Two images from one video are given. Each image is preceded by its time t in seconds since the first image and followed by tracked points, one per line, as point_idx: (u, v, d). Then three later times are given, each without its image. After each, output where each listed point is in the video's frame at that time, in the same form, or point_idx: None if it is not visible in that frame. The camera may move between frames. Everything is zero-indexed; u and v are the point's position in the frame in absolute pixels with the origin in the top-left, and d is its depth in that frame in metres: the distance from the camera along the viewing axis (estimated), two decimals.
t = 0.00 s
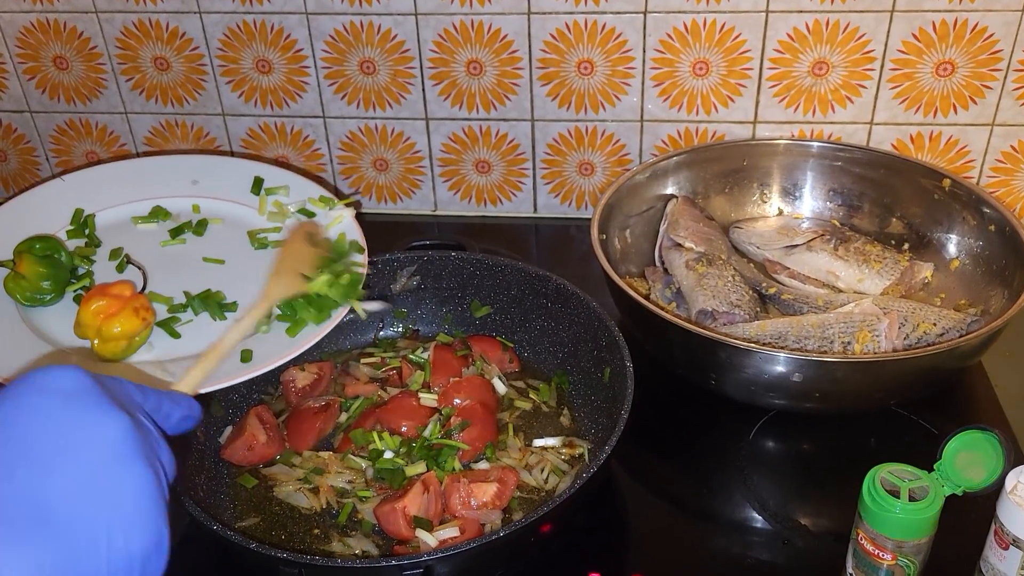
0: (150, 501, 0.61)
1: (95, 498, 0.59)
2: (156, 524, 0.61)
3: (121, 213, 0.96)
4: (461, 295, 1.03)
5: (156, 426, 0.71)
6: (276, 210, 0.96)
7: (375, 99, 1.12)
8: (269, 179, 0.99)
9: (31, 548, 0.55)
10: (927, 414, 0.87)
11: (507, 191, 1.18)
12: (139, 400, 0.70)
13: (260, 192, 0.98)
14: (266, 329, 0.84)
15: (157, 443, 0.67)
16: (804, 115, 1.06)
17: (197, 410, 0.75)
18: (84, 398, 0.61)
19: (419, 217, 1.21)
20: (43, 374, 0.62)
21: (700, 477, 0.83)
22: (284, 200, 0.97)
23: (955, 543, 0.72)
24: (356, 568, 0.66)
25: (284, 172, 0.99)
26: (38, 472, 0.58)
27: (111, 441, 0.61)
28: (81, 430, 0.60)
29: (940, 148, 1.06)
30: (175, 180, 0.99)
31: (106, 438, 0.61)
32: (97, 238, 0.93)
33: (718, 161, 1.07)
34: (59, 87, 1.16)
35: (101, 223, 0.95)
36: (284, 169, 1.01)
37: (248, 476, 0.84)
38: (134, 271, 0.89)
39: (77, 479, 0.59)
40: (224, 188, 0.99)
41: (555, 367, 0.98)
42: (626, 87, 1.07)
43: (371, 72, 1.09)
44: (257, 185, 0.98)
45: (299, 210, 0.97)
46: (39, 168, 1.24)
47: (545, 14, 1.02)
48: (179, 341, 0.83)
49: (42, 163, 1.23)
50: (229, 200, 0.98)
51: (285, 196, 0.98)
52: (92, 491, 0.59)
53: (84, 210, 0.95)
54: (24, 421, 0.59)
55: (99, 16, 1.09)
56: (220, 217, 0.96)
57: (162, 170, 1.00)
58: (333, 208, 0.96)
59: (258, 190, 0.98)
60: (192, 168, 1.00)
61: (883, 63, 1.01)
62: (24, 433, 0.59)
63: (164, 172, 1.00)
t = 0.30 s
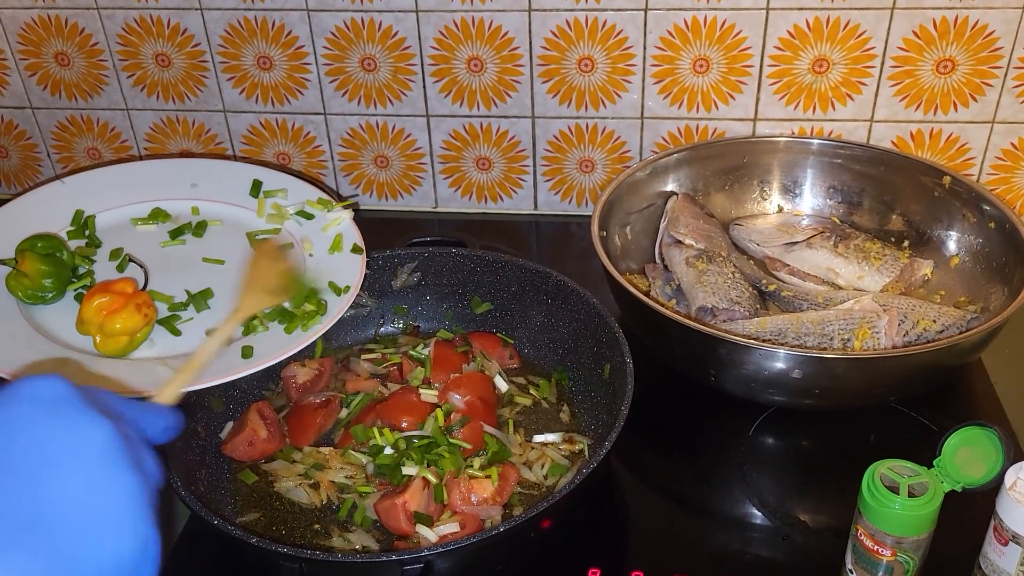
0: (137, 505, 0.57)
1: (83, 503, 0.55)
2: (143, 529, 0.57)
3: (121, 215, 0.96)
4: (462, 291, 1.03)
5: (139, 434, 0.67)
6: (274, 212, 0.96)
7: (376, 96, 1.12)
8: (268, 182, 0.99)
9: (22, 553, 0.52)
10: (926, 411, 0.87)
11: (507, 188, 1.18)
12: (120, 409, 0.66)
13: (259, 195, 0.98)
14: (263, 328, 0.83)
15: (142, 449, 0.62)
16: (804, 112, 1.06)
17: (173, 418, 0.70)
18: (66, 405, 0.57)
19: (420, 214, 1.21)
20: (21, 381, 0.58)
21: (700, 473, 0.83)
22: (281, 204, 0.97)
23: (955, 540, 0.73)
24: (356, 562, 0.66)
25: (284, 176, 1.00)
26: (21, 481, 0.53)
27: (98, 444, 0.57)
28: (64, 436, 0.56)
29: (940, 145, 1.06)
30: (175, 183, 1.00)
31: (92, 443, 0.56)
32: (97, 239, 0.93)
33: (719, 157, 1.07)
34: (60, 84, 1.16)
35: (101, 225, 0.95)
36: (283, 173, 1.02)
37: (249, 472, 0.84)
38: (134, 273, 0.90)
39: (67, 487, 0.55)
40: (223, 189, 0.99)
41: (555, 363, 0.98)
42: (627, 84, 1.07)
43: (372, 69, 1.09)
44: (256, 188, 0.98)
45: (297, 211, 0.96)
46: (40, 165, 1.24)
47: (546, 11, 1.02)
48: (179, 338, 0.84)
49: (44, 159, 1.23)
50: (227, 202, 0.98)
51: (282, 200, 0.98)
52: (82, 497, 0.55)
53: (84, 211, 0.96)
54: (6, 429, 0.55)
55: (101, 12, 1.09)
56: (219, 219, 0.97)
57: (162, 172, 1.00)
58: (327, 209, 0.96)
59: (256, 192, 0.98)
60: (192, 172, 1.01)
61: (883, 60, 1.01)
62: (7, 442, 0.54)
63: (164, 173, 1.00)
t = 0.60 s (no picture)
0: (147, 424, 0.58)
1: (94, 426, 0.56)
2: (153, 445, 0.58)
3: (133, 219, 0.96)
4: (460, 290, 1.03)
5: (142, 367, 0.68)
6: (289, 218, 0.95)
7: (375, 94, 1.12)
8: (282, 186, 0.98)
9: (44, 470, 0.53)
10: (924, 411, 0.87)
11: (506, 187, 1.18)
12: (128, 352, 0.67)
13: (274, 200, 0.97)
14: (268, 342, 0.82)
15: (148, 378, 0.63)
16: (803, 112, 1.06)
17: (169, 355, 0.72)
18: (73, 339, 0.58)
19: (419, 213, 1.21)
20: (29, 323, 0.59)
21: (698, 472, 0.83)
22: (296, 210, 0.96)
23: (952, 540, 0.72)
24: (352, 561, 0.66)
25: (298, 180, 0.98)
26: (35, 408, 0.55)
27: (105, 371, 0.57)
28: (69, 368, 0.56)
29: (939, 145, 1.06)
30: (189, 186, 0.99)
31: (98, 371, 0.57)
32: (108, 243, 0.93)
33: (718, 157, 1.07)
34: (59, 82, 1.16)
35: (112, 229, 0.95)
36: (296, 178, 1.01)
37: (245, 470, 0.84)
38: (141, 278, 0.89)
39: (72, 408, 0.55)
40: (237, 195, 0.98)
41: (553, 363, 0.98)
42: (626, 83, 1.07)
43: (371, 67, 1.09)
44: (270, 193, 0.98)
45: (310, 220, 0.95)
46: (39, 163, 1.24)
47: (545, 10, 1.02)
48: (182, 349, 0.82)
49: (42, 158, 1.23)
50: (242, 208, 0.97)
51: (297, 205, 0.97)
52: (91, 419, 0.56)
53: (97, 215, 0.95)
54: (18, 362, 0.56)
55: (99, 10, 1.09)
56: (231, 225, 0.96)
57: (180, 175, 1.00)
58: (344, 218, 0.94)
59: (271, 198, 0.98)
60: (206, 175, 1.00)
61: (882, 60, 1.01)
62: (20, 375, 0.56)
63: (177, 177, 1.00)
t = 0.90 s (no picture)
0: (120, 491, 0.52)
1: (59, 488, 0.50)
2: (123, 517, 0.52)
3: (118, 224, 0.96)
4: (458, 290, 1.03)
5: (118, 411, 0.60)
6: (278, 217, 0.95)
7: (373, 94, 1.11)
8: (267, 197, 0.96)
9: None
10: (923, 411, 0.87)
11: (505, 187, 1.18)
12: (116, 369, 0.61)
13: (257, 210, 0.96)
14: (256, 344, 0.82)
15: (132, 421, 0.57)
16: (802, 111, 1.06)
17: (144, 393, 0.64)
18: (56, 380, 0.51)
19: (417, 213, 1.21)
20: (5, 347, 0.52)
21: (695, 473, 0.82)
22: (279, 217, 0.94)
23: (951, 542, 0.72)
24: (348, 562, 0.66)
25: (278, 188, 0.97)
26: None
27: (85, 425, 0.51)
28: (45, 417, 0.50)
29: (939, 144, 1.06)
30: (172, 194, 0.98)
31: (74, 422, 0.51)
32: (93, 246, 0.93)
33: (717, 156, 1.07)
34: (57, 81, 1.16)
35: (98, 233, 0.95)
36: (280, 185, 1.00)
37: (242, 471, 0.84)
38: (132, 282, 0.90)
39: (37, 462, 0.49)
40: (221, 202, 0.97)
41: (551, 363, 0.98)
42: (624, 82, 1.06)
43: (369, 66, 1.09)
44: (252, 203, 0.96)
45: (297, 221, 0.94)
46: (37, 162, 1.24)
47: (544, 9, 1.02)
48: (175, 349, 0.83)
49: (41, 157, 1.23)
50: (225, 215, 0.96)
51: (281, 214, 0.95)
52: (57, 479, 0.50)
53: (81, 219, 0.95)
54: None
55: (98, 9, 1.09)
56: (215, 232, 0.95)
57: (161, 182, 0.99)
58: (326, 227, 0.92)
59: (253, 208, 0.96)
60: (190, 182, 0.99)
61: (882, 59, 1.00)
62: None
63: (159, 183, 0.99)
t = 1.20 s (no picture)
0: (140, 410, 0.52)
1: (85, 408, 0.50)
2: (146, 434, 0.52)
3: (123, 217, 0.95)
4: (455, 289, 1.02)
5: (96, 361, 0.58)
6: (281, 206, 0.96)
7: (371, 90, 1.11)
8: (272, 184, 0.98)
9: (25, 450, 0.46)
10: (924, 411, 0.86)
11: (503, 184, 1.17)
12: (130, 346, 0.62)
13: (265, 197, 0.97)
14: (245, 337, 0.81)
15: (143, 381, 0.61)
16: (803, 108, 1.05)
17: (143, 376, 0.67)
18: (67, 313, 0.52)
19: (415, 210, 1.20)
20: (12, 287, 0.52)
21: (694, 472, 0.82)
22: (286, 204, 0.96)
23: (951, 543, 0.72)
24: (343, 563, 0.65)
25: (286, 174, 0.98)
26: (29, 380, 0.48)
27: (98, 349, 0.52)
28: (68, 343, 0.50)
29: (940, 142, 1.05)
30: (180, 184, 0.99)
31: (88, 347, 0.51)
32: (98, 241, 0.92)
33: (716, 154, 1.06)
34: (53, 78, 1.15)
35: (102, 226, 0.94)
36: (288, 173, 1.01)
37: (237, 471, 0.83)
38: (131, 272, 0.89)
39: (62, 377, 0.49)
40: (229, 191, 0.98)
41: (549, 362, 0.97)
42: (623, 79, 1.06)
43: (367, 63, 1.08)
44: (260, 189, 0.97)
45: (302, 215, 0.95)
46: (33, 160, 1.23)
47: (542, 6, 1.01)
48: (164, 343, 0.82)
49: (36, 154, 1.22)
50: (233, 204, 0.97)
51: (288, 201, 0.96)
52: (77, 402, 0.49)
53: (87, 214, 0.94)
54: None
55: (93, 5, 1.08)
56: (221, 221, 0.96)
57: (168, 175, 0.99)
58: (331, 212, 0.93)
59: (261, 194, 0.97)
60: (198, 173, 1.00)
61: (883, 56, 1.00)
62: None
63: (165, 176, 0.99)
